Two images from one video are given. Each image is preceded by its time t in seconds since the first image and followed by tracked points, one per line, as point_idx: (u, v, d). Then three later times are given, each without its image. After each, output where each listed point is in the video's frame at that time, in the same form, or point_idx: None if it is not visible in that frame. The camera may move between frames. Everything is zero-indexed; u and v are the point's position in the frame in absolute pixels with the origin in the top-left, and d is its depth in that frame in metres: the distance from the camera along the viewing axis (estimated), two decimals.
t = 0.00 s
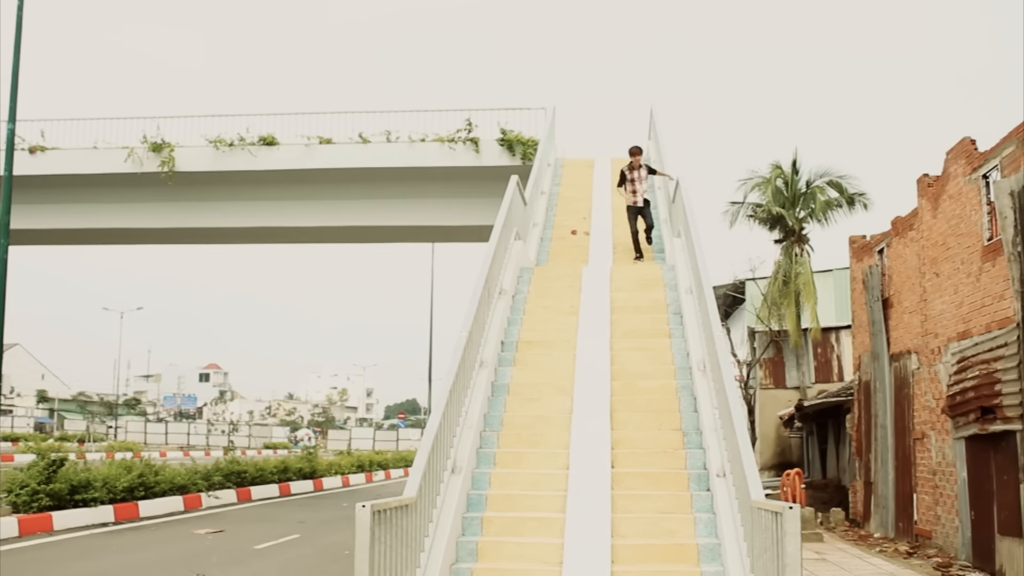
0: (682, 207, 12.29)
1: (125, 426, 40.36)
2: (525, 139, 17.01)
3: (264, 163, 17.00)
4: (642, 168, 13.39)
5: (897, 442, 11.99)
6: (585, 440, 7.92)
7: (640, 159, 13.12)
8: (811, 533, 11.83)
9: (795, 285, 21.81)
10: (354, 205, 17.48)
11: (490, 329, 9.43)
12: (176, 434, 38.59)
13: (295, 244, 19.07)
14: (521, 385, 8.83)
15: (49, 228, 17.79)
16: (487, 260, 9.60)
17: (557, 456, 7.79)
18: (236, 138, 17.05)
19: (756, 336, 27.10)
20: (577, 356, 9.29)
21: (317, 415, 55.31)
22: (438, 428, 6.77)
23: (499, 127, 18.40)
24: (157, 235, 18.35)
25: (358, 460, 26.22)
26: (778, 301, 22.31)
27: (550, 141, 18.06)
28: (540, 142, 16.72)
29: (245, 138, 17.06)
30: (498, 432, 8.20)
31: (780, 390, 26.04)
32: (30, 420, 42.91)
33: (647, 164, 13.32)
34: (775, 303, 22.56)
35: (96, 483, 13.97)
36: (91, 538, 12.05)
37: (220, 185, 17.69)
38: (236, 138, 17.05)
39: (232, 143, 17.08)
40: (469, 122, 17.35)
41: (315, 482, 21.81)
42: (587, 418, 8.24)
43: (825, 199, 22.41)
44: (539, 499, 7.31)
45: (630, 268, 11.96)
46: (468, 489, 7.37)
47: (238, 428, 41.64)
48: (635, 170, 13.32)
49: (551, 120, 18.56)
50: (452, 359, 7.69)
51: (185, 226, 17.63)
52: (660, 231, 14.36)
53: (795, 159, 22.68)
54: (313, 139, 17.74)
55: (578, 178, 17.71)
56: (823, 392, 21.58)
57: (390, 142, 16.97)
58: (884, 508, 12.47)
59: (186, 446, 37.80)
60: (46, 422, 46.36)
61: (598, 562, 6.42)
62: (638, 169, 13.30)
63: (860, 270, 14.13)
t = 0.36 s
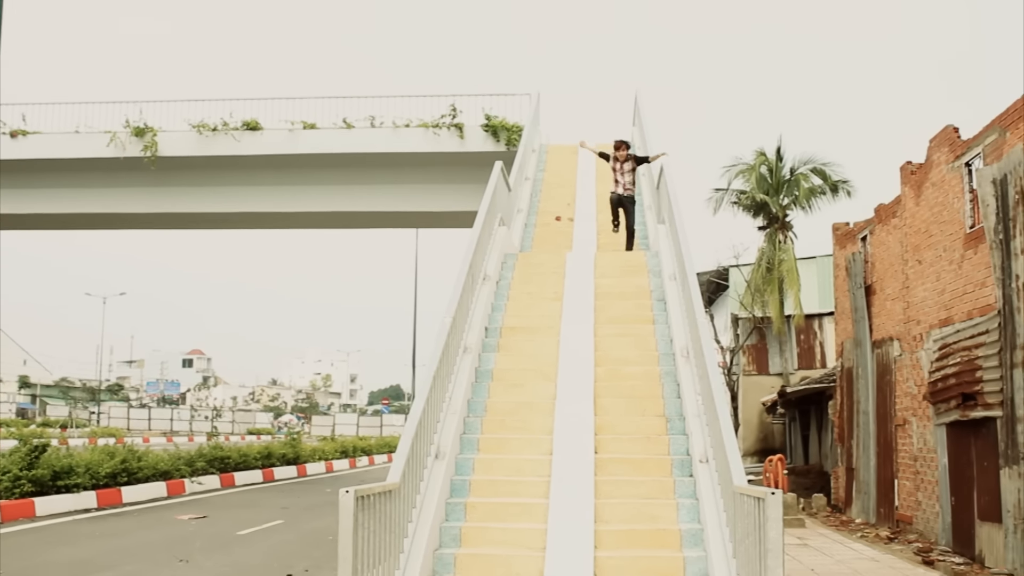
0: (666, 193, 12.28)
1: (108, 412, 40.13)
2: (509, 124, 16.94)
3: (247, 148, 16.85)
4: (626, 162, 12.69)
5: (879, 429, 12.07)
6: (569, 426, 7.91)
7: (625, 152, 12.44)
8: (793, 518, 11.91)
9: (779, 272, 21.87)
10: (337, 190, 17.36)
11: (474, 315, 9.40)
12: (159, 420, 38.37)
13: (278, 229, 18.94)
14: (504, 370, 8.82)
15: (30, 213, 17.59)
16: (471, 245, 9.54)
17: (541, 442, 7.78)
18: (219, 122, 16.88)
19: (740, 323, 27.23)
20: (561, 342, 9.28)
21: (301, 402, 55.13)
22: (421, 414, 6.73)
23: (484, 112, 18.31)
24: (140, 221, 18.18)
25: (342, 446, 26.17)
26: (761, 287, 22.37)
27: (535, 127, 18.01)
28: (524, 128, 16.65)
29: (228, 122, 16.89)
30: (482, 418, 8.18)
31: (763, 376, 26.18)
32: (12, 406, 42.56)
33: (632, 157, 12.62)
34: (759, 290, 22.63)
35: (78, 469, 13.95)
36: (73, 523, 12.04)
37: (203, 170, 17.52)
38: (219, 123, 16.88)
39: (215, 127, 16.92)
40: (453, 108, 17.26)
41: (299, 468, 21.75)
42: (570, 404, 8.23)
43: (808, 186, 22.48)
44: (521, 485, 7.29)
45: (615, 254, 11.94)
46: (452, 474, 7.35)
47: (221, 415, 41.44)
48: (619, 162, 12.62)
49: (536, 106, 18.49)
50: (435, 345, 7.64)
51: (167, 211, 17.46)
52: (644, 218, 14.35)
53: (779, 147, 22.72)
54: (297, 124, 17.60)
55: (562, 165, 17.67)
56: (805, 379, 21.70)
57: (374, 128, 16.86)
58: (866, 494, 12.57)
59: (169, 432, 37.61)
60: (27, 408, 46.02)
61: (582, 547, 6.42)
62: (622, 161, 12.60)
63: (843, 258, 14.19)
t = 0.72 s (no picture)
0: (649, 180, 12.27)
1: (89, 398, 39.84)
2: (493, 111, 16.85)
3: (229, 134, 16.68)
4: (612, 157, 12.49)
5: (860, 415, 12.16)
6: (552, 413, 7.90)
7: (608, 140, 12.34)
8: (775, 504, 11.99)
9: (761, 259, 21.94)
10: (320, 176, 17.23)
11: (456, 302, 9.36)
12: (141, 406, 38.13)
13: (260, 215, 18.78)
14: (487, 357, 8.79)
15: (10, 199, 17.36)
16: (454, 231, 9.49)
17: (523, 428, 7.77)
18: (201, 107, 16.69)
19: (722, 310, 27.33)
20: (544, 328, 9.26)
21: (284, 388, 54.93)
22: (404, 399, 6.69)
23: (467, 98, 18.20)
24: (121, 206, 17.99)
25: (324, 432, 26.10)
26: (744, 275, 22.43)
27: (518, 113, 17.93)
28: (508, 114, 16.57)
29: (211, 108, 16.71)
30: (465, 404, 8.16)
31: (745, 363, 26.32)
32: None
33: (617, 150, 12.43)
34: (741, 277, 22.69)
35: (60, 455, 13.78)
36: (55, 510, 11.90)
37: (185, 156, 17.34)
38: (201, 107, 16.69)
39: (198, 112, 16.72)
40: (437, 94, 17.14)
41: (282, 454, 21.68)
42: (553, 390, 8.22)
43: (791, 173, 22.53)
44: (504, 471, 7.28)
45: (598, 242, 11.92)
46: (434, 461, 7.33)
47: (203, 401, 41.22)
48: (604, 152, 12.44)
49: (519, 92, 18.41)
50: (418, 331, 7.60)
51: (149, 196, 17.28)
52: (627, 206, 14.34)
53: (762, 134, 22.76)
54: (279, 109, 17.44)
55: (546, 151, 17.62)
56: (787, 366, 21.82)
57: (357, 113, 16.72)
58: (847, 480, 12.67)
59: (151, 419, 37.40)
60: (7, 395, 45.59)
61: (564, 533, 6.42)
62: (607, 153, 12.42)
63: (825, 246, 14.24)
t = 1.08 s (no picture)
0: (632, 166, 12.24)
1: (69, 383, 39.53)
2: (476, 97, 16.75)
3: (210, 119, 16.49)
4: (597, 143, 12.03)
5: (841, 402, 12.23)
6: (534, 399, 7.89)
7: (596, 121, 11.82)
8: (755, 490, 12.06)
9: (743, 246, 22.00)
10: (302, 161, 17.09)
11: (438, 287, 9.32)
12: (122, 392, 37.86)
13: (241, 200, 18.62)
14: (469, 343, 8.76)
15: None
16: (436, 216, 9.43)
17: (505, 414, 7.76)
18: (183, 92, 16.48)
19: (704, 297, 27.42)
20: (526, 314, 9.24)
21: (266, 373, 54.72)
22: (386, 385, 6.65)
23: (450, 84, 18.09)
24: (101, 191, 17.78)
25: (306, 419, 26.02)
26: (726, 262, 22.49)
27: (501, 99, 17.85)
28: (491, 100, 16.48)
29: (192, 92, 16.51)
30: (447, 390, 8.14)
31: (727, 349, 26.44)
32: None
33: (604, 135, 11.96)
34: (723, 264, 22.75)
35: (40, 441, 13.64)
36: (35, 497, 11.76)
37: (166, 141, 17.15)
38: (183, 92, 16.49)
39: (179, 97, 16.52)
40: (419, 79, 17.02)
41: (264, 440, 21.60)
42: (536, 376, 8.21)
43: (773, 161, 22.58)
44: (485, 457, 7.27)
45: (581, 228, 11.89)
46: (416, 447, 7.30)
47: (185, 387, 40.99)
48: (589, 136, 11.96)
49: (502, 78, 18.31)
50: (400, 317, 7.55)
51: (129, 181, 17.09)
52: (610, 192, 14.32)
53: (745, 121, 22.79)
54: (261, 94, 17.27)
55: (529, 137, 17.55)
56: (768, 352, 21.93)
57: (339, 99, 16.58)
58: (827, 467, 12.76)
59: (132, 405, 37.17)
60: None
61: (546, 518, 6.42)
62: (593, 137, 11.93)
63: (807, 233, 14.28)
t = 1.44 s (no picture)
0: (609, 152, 12.23)
1: (42, 368, 39.08)
2: (453, 82, 16.62)
3: (186, 103, 16.26)
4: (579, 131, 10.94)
5: (815, 388, 12.33)
6: (510, 383, 7.86)
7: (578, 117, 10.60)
8: (730, 476, 12.14)
9: (720, 233, 22.06)
10: (278, 145, 16.90)
11: (415, 273, 9.26)
12: (97, 377, 37.51)
13: (217, 184, 18.40)
14: (446, 329, 8.72)
15: None
16: (413, 201, 9.35)
17: (482, 400, 7.73)
18: (158, 76, 16.23)
19: (681, 283, 27.53)
20: (503, 299, 9.20)
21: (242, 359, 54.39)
22: (363, 370, 6.59)
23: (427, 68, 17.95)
24: (74, 175, 17.50)
25: (282, 404, 25.89)
26: (703, 248, 22.55)
27: (478, 84, 17.75)
28: (469, 85, 16.37)
29: (167, 76, 16.26)
30: (423, 376, 8.09)
31: (703, 335, 26.58)
32: None
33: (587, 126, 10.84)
34: (700, 251, 22.81)
35: (13, 428, 13.44)
36: (8, 484, 11.59)
37: (140, 124, 16.89)
38: (158, 76, 16.23)
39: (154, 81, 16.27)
40: (396, 64, 16.88)
41: (240, 426, 21.46)
42: (513, 361, 8.18)
43: (750, 148, 22.64)
44: (462, 442, 7.24)
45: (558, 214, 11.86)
46: (393, 432, 7.26)
47: (160, 372, 40.66)
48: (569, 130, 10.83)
49: (480, 63, 18.20)
50: (377, 302, 7.47)
51: (102, 166, 16.83)
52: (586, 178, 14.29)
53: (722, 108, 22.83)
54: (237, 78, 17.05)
55: (506, 123, 17.48)
56: (744, 339, 22.07)
57: (315, 83, 16.39)
58: (801, 452, 12.87)
59: (107, 390, 36.84)
60: None
61: (522, 503, 6.41)
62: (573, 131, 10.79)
63: (783, 220, 14.35)
